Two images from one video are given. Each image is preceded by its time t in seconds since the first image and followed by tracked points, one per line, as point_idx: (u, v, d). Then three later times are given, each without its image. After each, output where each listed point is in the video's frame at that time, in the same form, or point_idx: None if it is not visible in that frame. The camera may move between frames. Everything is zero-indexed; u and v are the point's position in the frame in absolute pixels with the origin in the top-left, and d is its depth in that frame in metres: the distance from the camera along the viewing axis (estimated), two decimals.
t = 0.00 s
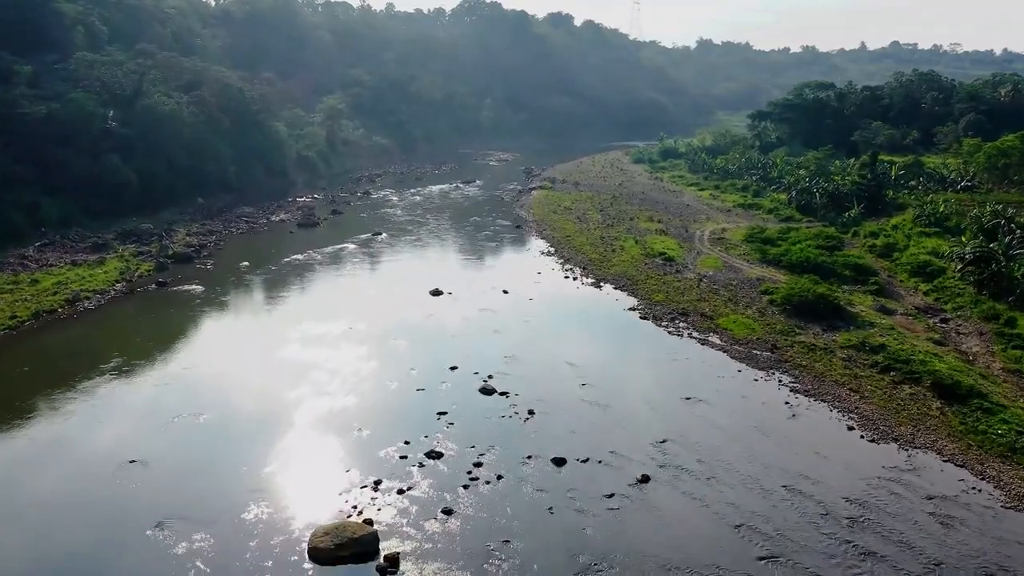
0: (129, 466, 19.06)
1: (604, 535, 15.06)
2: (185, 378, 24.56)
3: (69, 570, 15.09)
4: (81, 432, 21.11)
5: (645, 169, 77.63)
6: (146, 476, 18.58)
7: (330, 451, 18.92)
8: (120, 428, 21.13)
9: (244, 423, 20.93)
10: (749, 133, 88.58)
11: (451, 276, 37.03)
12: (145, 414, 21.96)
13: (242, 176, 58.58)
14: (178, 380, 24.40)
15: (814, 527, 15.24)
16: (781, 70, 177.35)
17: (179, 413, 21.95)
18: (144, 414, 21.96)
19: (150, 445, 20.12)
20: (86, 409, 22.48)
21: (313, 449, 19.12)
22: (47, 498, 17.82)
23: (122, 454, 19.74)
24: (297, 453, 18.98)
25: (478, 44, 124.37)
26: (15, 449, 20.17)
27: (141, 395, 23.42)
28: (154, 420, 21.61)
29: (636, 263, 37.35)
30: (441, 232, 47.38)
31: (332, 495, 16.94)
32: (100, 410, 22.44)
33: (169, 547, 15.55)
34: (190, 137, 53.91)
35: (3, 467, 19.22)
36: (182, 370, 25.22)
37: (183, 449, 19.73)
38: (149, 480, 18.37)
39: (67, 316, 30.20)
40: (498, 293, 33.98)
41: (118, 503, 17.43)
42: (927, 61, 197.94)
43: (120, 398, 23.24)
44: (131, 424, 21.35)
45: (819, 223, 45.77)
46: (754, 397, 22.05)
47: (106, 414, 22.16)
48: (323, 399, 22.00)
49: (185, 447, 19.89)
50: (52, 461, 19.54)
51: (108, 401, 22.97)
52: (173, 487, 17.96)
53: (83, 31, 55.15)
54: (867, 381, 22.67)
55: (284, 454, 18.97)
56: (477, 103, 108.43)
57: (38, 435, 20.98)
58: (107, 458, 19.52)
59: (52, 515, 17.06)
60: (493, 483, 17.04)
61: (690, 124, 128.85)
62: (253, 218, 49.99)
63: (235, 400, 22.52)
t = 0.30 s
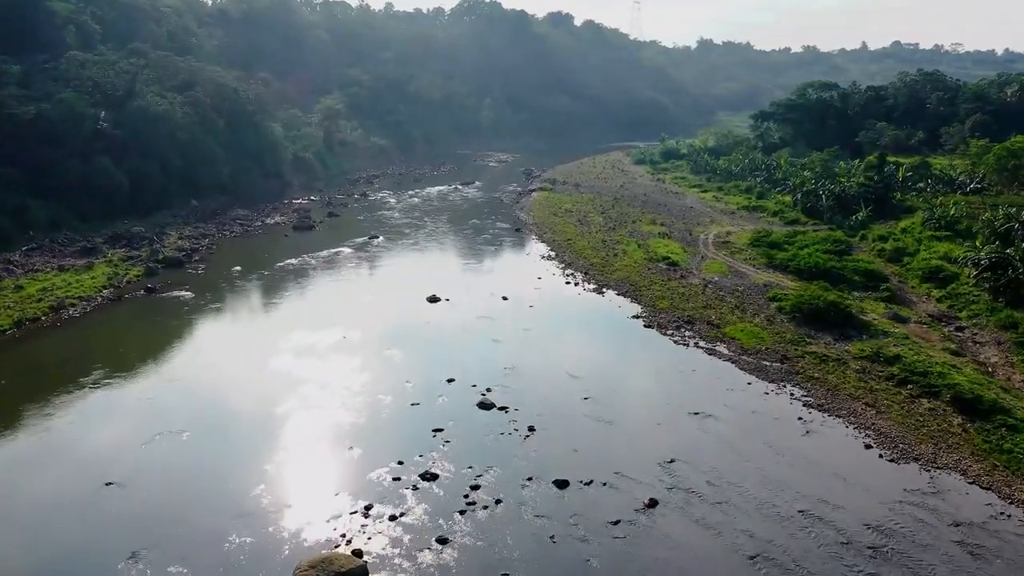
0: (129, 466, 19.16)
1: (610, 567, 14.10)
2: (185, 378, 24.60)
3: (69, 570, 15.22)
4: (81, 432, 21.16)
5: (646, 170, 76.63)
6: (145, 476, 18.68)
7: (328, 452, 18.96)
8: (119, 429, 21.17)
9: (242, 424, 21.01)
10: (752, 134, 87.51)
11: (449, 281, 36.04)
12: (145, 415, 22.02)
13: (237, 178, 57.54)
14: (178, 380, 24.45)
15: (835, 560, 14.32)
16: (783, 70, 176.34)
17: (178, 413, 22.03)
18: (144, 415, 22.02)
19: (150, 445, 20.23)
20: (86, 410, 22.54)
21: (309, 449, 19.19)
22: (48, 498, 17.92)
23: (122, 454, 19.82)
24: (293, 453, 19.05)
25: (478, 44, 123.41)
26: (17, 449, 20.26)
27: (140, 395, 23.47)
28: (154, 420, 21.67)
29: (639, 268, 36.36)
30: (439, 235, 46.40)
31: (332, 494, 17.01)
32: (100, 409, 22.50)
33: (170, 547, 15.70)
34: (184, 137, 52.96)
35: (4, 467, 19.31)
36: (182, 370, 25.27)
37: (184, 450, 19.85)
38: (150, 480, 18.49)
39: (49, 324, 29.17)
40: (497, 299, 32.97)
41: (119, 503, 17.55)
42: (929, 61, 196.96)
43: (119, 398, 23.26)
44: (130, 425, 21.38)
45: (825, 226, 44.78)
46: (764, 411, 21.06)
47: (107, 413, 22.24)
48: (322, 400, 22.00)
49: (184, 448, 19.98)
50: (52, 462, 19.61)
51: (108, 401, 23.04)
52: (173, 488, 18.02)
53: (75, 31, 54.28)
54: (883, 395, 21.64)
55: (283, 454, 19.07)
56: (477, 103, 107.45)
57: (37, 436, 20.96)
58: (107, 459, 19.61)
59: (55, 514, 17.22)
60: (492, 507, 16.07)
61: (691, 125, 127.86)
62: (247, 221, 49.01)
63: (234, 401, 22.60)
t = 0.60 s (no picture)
0: (129, 466, 19.05)
1: None
2: (185, 379, 24.44)
3: (70, 569, 15.17)
4: (81, 433, 20.99)
5: (647, 171, 75.56)
6: (146, 476, 18.56)
7: (329, 452, 18.89)
8: (119, 429, 21.02)
9: (242, 425, 20.84)
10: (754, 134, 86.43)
11: (447, 286, 34.97)
12: (144, 416, 21.84)
13: (232, 179, 56.48)
14: (177, 381, 24.23)
15: None
16: (784, 70, 175.21)
17: (177, 414, 21.86)
18: (144, 415, 21.85)
19: (151, 445, 20.11)
20: (86, 410, 22.37)
21: (309, 453, 18.93)
22: (50, 498, 17.81)
23: (123, 453, 19.73)
24: (291, 457, 18.80)
25: (477, 43, 122.29)
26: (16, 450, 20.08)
27: (140, 396, 23.27)
28: (154, 421, 21.50)
29: (642, 273, 35.34)
30: (437, 238, 45.33)
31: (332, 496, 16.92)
32: (99, 411, 22.29)
33: (172, 547, 15.63)
34: (178, 138, 51.91)
35: (4, 467, 19.17)
36: (181, 371, 25.07)
37: (184, 449, 19.72)
38: (153, 479, 18.43)
39: (31, 334, 28.05)
40: (496, 306, 31.81)
41: (120, 503, 17.47)
42: (931, 60, 195.77)
43: (119, 399, 23.10)
44: (130, 425, 21.23)
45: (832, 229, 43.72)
46: (777, 428, 20.05)
47: (107, 414, 22.09)
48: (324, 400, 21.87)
49: (184, 447, 19.86)
50: (52, 462, 19.47)
51: (107, 402, 22.88)
52: (173, 488, 17.93)
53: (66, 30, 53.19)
54: (901, 410, 20.61)
55: (283, 455, 18.99)
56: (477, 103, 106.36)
57: (36, 438, 20.77)
58: (108, 459, 19.49)
59: (55, 515, 17.10)
60: (490, 537, 15.08)
61: (692, 125, 126.76)
62: (241, 224, 48.00)
63: (234, 401, 22.41)
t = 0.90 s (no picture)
0: (130, 466, 18.91)
1: None
2: (185, 379, 24.18)
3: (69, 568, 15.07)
4: (82, 432, 20.79)
5: (649, 172, 74.49)
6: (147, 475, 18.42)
7: (330, 454, 18.74)
8: (120, 429, 20.81)
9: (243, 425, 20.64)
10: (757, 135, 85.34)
11: (444, 290, 33.90)
12: (145, 416, 21.63)
13: (227, 181, 55.49)
14: (177, 381, 23.96)
15: None
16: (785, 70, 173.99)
17: (178, 414, 21.66)
18: (144, 416, 21.65)
19: (152, 444, 19.96)
20: (82, 413, 21.98)
21: (308, 465, 18.28)
22: (51, 496, 17.69)
23: (124, 452, 19.59)
24: (290, 469, 18.13)
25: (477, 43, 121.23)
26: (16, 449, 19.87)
27: (140, 396, 23.06)
28: (155, 421, 21.29)
29: (645, 279, 34.31)
30: (435, 241, 44.30)
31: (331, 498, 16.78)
32: (100, 411, 22.07)
33: (173, 546, 15.56)
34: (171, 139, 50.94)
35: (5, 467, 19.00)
36: (180, 372, 24.72)
37: (185, 449, 19.56)
38: (155, 478, 18.30)
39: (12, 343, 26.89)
40: (495, 313, 30.59)
41: (121, 502, 17.37)
42: (933, 59, 194.49)
43: (120, 399, 22.89)
44: (132, 425, 21.04)
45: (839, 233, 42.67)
46: (790, 446, 19.06)
47: (108, 413, 21.89)
48: (324, 403, 21.60)
49: (185, 446, 19.71)
50: (53, 462, 19.29)
51: (106, 403, 22.60)
52: (174, 489, 17.79)
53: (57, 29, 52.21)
54: (921, 427, 19.58)
55: (284, 456, 18.82)
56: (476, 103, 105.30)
57: (36, 437, 20.55)
58: (109, 458, 19.35)
59: (56, 513, 16.99)
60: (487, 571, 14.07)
61: (694, 125, 125.63)
62: (235, 226, 47.01)
63: (234, 401, 22.19)
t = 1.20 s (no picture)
0: (131, 465, 18.62)
1: None
2: (184, 378, 23.70)
3: (70, 568, 14.88)
4: (82, 432, 20.41)
5: (650, 173, 73.44)
6: (149, 475, 18.13)
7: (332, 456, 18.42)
8: (120, 429, 20.43)
9: (243, 425, 20.27)
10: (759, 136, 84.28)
11: (442, 295, 32.87)
12: (145, 415, 21.24)
13: (221, 182, 54.51)
14: (175, 381, 23.47)
15: None
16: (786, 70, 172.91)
17: (179, 413, 21.29)
18: (144, 415, 21.27)
19: (153, 443, 19.65)
20: (79, 414, 21.48)
21: (309, 472, 17.79)
22: (51, 495, 17.42)
23: (125, 452, 19.26)
24: (290, 479, 17.50)
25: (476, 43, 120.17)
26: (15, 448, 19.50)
27: (140, 395, 22.65)
28: (155, 420, 20.91)
29: (648, 285, 33.26)
30: (433, 244, 43.29)
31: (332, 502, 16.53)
32: (99, 411, 21.67)
33: (174, 546, 15.42)
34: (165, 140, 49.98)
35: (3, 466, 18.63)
36: (176, 374, 24.12)
37: (186, 448, 19.26)
38: (156, 478, 18.03)
39: None
40: (495, 320, 29.44)
41: (121, 501, 17.12)
42: (934, 58, 193.34)
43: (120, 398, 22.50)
44: (132, 425, 20.68)
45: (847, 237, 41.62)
46: (807, 466, 18.01)
47: (107, 413, 21.52)
48: (318, 414, 20.61)
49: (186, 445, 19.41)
50: (52, 461, 18.92)
51: (105, 403, 22.18)
52: (174, 489, 17.49)
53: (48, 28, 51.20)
54: (943, 445, 18.59)
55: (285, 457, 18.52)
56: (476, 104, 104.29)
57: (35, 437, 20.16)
58: (109, 457, 19.04)
59: (56, 513, 16.72)
60: None
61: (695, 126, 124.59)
62: (229, 229, 46.00)
63: (235, 401, 21.79)
